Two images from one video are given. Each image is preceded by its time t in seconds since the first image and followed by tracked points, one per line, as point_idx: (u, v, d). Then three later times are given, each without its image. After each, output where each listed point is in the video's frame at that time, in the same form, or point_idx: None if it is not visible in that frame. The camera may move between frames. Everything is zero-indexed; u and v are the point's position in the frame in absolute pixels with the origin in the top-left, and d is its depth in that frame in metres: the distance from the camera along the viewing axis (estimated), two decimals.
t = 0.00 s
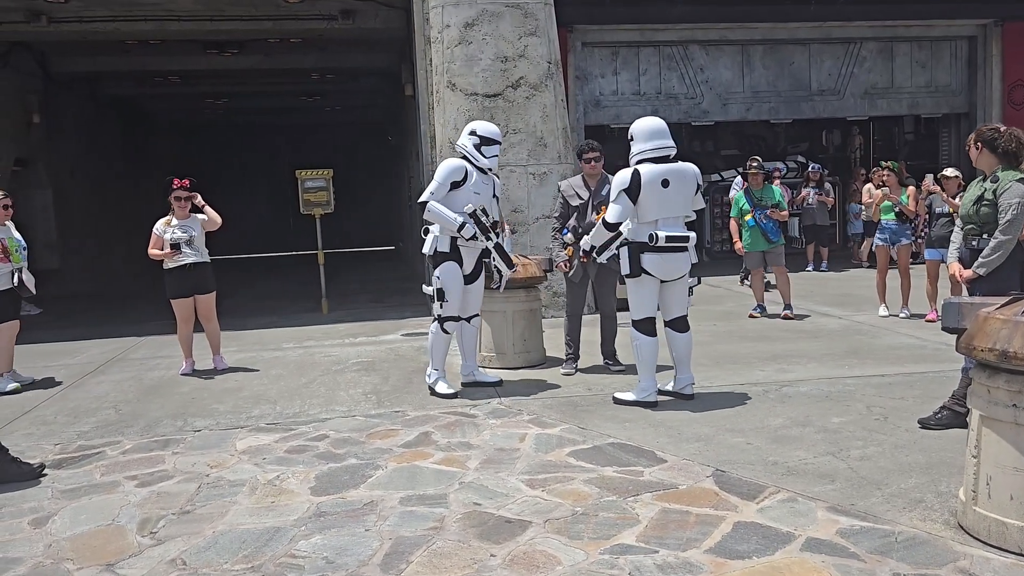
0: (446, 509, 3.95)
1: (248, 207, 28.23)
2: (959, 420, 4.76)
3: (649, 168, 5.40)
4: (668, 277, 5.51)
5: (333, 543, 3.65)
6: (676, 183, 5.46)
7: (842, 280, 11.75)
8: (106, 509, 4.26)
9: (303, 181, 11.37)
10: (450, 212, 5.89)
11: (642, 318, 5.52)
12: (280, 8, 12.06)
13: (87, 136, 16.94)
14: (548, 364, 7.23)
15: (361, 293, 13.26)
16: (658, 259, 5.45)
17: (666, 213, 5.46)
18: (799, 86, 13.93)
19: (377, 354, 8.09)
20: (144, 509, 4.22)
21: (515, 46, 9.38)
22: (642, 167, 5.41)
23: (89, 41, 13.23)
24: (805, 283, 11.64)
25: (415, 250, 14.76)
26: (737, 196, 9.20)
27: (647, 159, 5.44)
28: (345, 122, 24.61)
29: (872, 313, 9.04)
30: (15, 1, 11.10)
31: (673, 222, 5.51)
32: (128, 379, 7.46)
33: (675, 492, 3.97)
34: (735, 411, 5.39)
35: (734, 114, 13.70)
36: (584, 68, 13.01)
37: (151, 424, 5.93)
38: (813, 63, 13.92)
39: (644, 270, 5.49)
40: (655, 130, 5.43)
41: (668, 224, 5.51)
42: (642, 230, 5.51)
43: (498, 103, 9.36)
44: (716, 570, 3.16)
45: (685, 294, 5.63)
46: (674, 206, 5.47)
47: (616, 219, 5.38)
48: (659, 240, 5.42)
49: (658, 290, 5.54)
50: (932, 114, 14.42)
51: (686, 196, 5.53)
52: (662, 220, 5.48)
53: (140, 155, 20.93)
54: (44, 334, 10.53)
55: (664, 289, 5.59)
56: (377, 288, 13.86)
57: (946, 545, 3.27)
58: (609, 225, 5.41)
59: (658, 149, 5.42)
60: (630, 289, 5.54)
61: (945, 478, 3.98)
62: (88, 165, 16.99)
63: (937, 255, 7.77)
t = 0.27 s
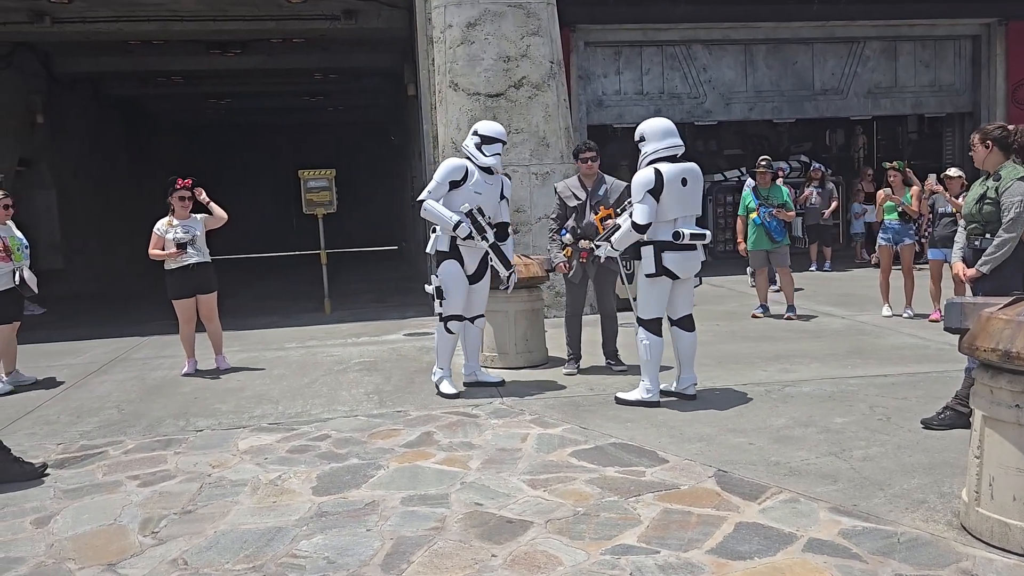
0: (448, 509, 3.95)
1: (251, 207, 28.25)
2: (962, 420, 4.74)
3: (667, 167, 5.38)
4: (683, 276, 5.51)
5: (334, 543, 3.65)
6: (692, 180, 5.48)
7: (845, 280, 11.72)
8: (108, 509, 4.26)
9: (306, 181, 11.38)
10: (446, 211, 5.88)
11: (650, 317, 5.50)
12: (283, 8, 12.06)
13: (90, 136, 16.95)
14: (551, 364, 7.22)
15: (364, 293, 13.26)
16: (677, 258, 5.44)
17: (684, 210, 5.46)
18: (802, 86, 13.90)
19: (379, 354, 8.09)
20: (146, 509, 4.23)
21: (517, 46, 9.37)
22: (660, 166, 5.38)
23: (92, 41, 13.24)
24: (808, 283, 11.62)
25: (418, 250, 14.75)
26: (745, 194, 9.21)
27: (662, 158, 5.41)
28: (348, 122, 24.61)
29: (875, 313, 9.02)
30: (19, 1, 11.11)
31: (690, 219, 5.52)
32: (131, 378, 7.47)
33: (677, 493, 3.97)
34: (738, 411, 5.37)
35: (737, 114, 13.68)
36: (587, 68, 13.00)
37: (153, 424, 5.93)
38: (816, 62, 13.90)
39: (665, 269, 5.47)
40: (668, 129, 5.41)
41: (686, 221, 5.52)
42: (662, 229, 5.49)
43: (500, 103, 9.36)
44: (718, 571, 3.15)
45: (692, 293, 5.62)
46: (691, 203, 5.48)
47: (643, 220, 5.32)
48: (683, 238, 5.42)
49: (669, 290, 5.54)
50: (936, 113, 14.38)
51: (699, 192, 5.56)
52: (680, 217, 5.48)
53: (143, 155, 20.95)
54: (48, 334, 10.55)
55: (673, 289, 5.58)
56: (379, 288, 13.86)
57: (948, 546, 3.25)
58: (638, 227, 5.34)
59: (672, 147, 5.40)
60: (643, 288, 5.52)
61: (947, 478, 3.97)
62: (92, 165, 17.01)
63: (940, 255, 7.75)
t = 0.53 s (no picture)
0: (450, 509, 3.94)
1: (255, 206, 28.28)
2: (966, 420, 4.72)
3: (682, 164, 5.39)
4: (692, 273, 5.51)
5: (337, 543, 3.64)
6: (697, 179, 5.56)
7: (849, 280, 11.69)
8: (111, 509, 4.26)
9: (309, 181, 11.38)
10: (444, 212, 5.86)
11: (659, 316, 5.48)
12: (286, 7, 12.06)
13: (94, 136, 16.98)
14: (554, 363, 7.22)
15: (367, 293, 13.26)
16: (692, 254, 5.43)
17: (696, 208, 5.48)
18: (806, 85, 13.88)
19: (382, 353, 8.09)
20: (149, 509, 4.23)
21: (520, 46, 9.36)
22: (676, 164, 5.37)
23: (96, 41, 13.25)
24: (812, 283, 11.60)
25: (421, 250, 14.74)
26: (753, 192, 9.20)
27: (672, 156, 5.40)
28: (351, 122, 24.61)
29: (879, 313, 9.00)
30: (23, 1, 11.13)
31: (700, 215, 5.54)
32: (134, 378, 7.48)
33: (679, 493, 3.96)
34: (741, 411, 5.37)
35: (740, 113, 13.66)
36: (590, 67, 12.98)
37: (156, 424, 5.94)
38: (820, 62, 13.87)
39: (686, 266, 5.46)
40: (675, 128, 5.43)
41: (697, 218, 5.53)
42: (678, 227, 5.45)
43: (503, 103, 9.35)
44: (720, 571, 3.14)
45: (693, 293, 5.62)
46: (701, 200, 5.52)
47: (672, 215, 5.22)
48: (700, 235, 5.46)
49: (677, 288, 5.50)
50: (940, 113, 14.34)
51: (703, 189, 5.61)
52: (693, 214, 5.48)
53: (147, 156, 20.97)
54: (51, 333, 10.56)
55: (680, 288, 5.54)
56: (383, 287, 13.86)
57: (952, 547, 3.24)
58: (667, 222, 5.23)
59: (679, 145, 5.42)
60: (660, 284, 5.45)
61: (951, 479, 3.97)
62: (96, 165, 17.03)
63: (943, 255, 7.73)
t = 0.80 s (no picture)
0: (453, 508, 3.94)
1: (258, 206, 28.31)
2: (970, 420, 4.71)
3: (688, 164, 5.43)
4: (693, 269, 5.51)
5: (340, 541, 3.64)
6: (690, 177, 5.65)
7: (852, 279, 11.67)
8: (114, 507, 4.26)
9: (312, 180, 11.38)
10: (444, 216, 5.82)
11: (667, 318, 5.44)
12: (290, 7, 12.06)
13: (98, 135, 17.00)
14: (557, 362, 7.21)
15: (371, 292, 13.26)
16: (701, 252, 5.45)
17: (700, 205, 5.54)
18: (809, 84, 13.86)
19: (385, 352, 8.09)
20: (152, 507, 4.23)
21: (524, 45, 9.35)
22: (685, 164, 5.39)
23: (100, 41, 13.27)
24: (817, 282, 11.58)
25: (424, 249, 14.75)
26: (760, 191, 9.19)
27: (679, 155, 5.38)
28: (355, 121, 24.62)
29: (883, 312, 8.98)
30: (27, 1, 11.14)
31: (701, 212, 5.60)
32: (138, 377, 7.50)
33: (683, 493, 3.95)
34: (744, 410, 5.36)
35: (744, 112, 13.64)
36: (593, 66, 12.97)
37: (160, 423, 5.94)
38: (824, 61, 13.85)
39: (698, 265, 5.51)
40: (676, 126, 5.41)
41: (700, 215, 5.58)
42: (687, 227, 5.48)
43: (506, 102, 9.35)
44: (724, 571, 3.14)
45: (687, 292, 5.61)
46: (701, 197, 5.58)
47: (698, 215, 5.25)
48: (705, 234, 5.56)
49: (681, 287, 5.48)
50: (944, 112, 14.31)
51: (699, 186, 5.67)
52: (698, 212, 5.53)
53: (151, 155, 21.01)
54: (56, 332, 10.58)
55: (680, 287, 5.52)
56: (386, 286, 13.87)
57: (957, 546, 3.23)
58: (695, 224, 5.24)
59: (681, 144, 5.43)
60: (672, 284, 5.41)
61: (955, 478, 3.95)
62: (100, 164, 17.07)
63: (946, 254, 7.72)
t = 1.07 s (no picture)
0: (456, 506, 3.94)
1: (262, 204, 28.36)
2: (974, 419, 4.70)
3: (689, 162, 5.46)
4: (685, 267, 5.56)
5: (343, 540, 3.65)
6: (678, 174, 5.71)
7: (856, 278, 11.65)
8: (118, 505, 4.27)
9: (315, 179, 11.39)
10: (442, 217, 5.68)
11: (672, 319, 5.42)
12: (293, 6, 12.07)
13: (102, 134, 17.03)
14: (560, 361, 7.22)
15: (374, 290, 13.27)
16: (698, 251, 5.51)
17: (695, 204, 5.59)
18: (813, 83, 13.84)
19: (388, 351, 8.10)
20: (155, 505, 4.24)
21: (527, 44, 9.35)
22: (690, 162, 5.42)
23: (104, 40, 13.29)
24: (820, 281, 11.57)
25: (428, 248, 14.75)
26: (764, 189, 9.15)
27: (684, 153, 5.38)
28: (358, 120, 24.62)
29: (887, 311, 8.96)
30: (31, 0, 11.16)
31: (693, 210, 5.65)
32: (141, 375, 7.51)
33: (685, 491, 3.94)
34: (747, 409, 5.35)
35: (747, 111, 13.62)
36: (596, 65, 12.97)
37: (163, 421, 5.95)
38: (828, 59, 13.83)
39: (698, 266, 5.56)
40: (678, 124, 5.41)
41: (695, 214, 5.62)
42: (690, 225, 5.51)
43: (509, 101, 9.34)
44: (727, 570, 3.13)
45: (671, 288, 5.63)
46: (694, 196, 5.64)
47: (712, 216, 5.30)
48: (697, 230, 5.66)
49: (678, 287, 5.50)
50: (948, 111, 14.27)
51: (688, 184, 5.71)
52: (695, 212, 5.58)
53: (154, 154, 21.03)
54: (59, 331, 10.60)
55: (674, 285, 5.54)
56: (389, 285, 13.87)
57: (961, 545, 3.23)
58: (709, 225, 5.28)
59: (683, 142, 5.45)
60: (678, 287, 5.42)
61: (959, 477, 3.95)
62: (103, 163, 17.09)
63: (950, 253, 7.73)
